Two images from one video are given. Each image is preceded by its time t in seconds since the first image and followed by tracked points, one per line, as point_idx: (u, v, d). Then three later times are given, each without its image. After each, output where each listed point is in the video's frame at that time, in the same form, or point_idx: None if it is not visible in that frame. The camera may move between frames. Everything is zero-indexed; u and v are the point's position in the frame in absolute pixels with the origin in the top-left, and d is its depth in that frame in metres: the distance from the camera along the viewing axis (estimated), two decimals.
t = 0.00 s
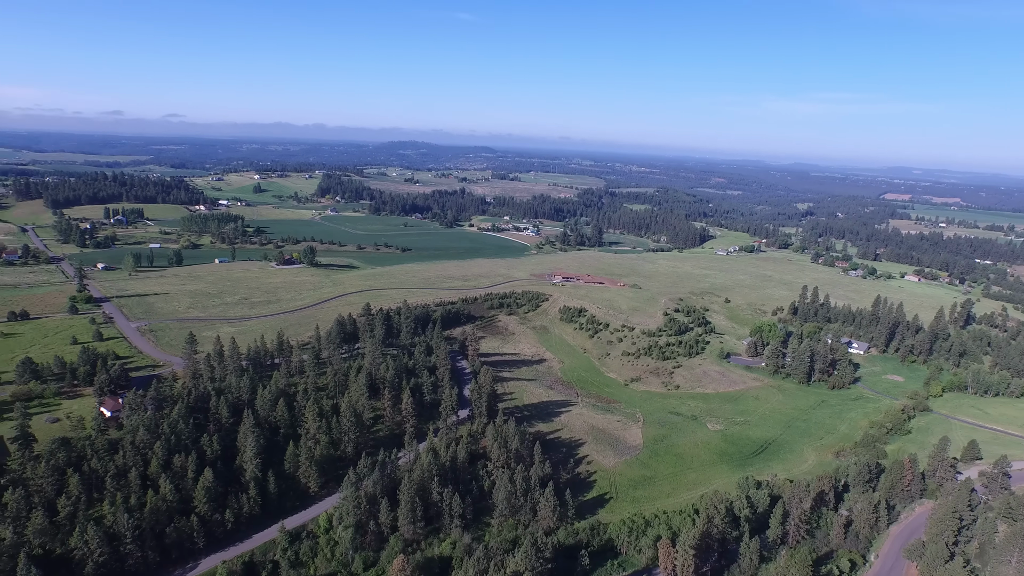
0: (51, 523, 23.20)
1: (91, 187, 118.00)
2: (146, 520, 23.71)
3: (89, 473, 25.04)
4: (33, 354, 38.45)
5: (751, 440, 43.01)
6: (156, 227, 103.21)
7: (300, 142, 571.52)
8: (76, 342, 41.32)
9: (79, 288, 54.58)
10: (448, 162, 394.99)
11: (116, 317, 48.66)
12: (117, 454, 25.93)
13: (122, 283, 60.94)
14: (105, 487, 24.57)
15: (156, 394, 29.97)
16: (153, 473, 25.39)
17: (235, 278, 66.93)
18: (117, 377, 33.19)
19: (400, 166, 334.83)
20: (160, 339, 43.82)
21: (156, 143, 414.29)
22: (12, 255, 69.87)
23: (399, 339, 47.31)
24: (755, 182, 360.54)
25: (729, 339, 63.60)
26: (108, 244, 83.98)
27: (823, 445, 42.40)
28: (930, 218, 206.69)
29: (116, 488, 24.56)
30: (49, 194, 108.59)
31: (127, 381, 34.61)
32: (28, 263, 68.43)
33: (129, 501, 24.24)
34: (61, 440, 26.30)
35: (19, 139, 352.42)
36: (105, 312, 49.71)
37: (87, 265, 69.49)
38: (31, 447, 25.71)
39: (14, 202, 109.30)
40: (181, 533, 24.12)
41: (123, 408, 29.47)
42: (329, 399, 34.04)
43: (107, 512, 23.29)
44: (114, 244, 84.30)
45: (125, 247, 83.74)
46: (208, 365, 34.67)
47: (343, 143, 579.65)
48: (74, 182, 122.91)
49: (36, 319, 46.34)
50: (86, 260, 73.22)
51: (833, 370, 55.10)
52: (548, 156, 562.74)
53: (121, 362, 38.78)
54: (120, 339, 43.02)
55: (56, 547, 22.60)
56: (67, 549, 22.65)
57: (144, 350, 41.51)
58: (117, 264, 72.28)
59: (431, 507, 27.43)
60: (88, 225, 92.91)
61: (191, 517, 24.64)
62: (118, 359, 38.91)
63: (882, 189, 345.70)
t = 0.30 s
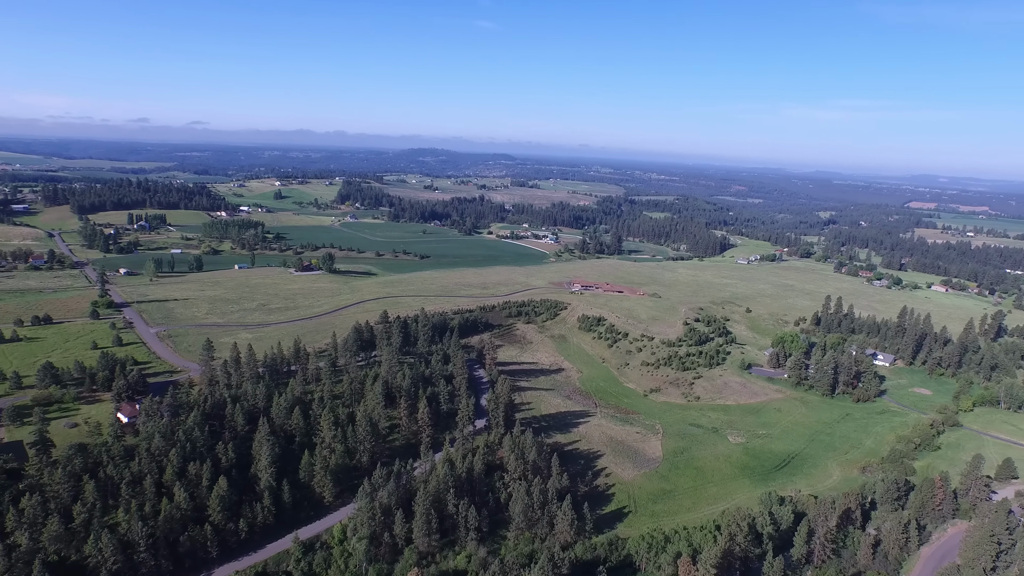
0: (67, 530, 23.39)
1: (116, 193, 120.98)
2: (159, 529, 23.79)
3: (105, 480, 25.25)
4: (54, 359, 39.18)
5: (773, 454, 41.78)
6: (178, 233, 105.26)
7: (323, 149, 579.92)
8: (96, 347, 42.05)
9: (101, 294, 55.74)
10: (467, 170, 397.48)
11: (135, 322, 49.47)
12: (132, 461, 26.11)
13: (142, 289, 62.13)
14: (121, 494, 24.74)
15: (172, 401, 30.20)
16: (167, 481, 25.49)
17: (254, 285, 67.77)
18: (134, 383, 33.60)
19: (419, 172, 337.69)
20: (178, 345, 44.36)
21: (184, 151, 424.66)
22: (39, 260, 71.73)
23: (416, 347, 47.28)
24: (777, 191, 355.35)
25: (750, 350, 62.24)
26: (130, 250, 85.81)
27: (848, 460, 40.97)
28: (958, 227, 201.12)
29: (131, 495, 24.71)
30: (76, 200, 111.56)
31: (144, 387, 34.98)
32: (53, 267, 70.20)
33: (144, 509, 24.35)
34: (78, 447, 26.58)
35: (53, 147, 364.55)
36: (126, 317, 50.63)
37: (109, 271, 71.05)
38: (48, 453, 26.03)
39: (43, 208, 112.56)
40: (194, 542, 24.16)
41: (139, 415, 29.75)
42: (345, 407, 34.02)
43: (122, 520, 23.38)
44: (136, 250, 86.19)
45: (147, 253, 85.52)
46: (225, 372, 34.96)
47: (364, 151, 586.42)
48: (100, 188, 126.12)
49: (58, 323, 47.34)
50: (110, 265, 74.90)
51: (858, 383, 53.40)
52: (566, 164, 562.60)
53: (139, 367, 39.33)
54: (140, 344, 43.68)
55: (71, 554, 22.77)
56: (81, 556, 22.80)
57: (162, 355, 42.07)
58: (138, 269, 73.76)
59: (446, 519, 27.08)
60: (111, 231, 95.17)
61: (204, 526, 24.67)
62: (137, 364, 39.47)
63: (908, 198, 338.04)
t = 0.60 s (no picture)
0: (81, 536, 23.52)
1: (138, 199, 123.57)
2: (171, 537, 23.82)
3: (119, 487, 25.38)
4: (72, 363, 39.79)
5: (795, 468, 40.58)
6: (198, 238, 107.03)
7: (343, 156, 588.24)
8: (114, 352, 42.66)
9: (121, 299, 56.78)
10: (484, 177, 399.49)
11: (153, 327, 50.20)
12: (146, 468, 26.22)
13: (160, 294, 63.27)
14: (134, 501, 24.84)
15: (187, 408, 30.35)
16: (180, 489, 25.55)
17: (271, 291, 68.48)
18: (149, 389, 33.88)
19: (437, 179, 340.26)
20: (194, 351, 44.78)
21: (208, 158, 434.20)
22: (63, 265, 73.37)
23: (432, 356, 47.16)
24: (798, 199, 349.90)
25: (770, 360, 60.87)
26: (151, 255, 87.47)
27: (874, 476, 39.57)
28: (987, 236, 195.61)
29: (145, 503, 24.81)
30: (100, 206, 114.20)
31: (159, 393, 35.27)
32: (76, 272, 71.72)
33: (156, 517, 24.41)
34: (93, 453, 26.79)
35: (84, 155, 375.86)
36: (144, 323, 51.40)
37: (130, 276, 72.41)
38: (64, 458, 26.30)
39: (68, 214, 115.45)
40: (206, 552, 24.19)
41: (154, 421, 29.95)
42: (360, 416, 33.94)
43: (134, 528, 23.45)
44: (157, 255, 87.84)
45: (167, 258, 87.10)
46: (240, 380, 35.12)
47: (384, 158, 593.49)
48: (124, 194, 128.98)
49: (78, 328, 48.23)
50: (130, 271, 76.35)
51: (882, 395, 51.74)
52: (584, 171, 561.92)
53: (155, 373, 39.72)
54: (157, 350, 44.24)
55: (84, 561, 22.93)
56: (94, 564, 22.92)
57: (178, 361, 42.49)
58: (158, 275, 75.07)
59: (460, 532, 26.66)
60: (133, 237, 97.13)
61: (217, 535, 24.68)
62: (154, 370, 39.93)
63: (934, 206, 330.18)
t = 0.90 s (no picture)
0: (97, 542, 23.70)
1: (163, 204, 126.54)
2: (186, 545, 23.90)
3: (135, 493, 25.58)
4: (94, 367, 40.54)
5: (821, 484, 39.22)
6: (220, 243, 109.08)
7: (366, 163, 595.92)
8: (135, 356, 43.40)
9: (143, 303, 57.93)
10: (505, 184, 401.49)
11: (175, 332, 51.05)
12: (162, 474, 26.40)
13: (182, 298, 64.47)
14: (150, 507, 25.00)
15: (204, 414, 30.55)
16: (196, 495, 25.65)
17: (291, 296, 69.25)
18: (168, 395, 34.28)
19: (458, 186, 342.82)
20: (214, 356, 45.32)
21: (234, 164, 444.08)
22: (89, 268, 75.24)
23: (451, 364, 47.03)
24: (822, 207, 343.55)
25: (794, 372, 59.30)
26: (174, 260, 89.33)
27: (903, 494, 38.02)
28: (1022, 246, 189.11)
29: (160, 509, 24.94)
30: (126, 211, 117.15)
31: (178, 398, 35.67)
32: (101, 276, 73.50)
33: (171, 524, 24.51)
34: (111, 457, 27.09)
35: (116, 161, 387.68)
36: (165, 327, 52.32)
37: (153, 280, 74.00)
38: (82, 463, 26.62)
39: (96, 218, 118.70)
40: (220, 560, 24.22)
41: (172, 426, 30.21)
42: (377, 424, 33.86)
43: (149, 534, 23.56)
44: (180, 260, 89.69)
45: (190, 263, 88.88)
46: (258, 387, 35.34)
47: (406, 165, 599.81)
48: (150, 200, 132.24)
49: (101, 332, 49.26)
50: (153, 275, 78.00)
51: (912, 410, 49.85)
52: (604, 179, 560.62)
53: (175, 378, 40.25)
54: (177, 355, 44.88)
55: (99, 567, 23.09)
56: (109, 570, 23.07)
57: (198, 366, 43.01)
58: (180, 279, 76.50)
59: (476, 544, 26.24)
60: (157, 241, 99.42)
61: (231, 543, 24.71)
62: (174, 375, 40.45)
63: (965, 215, 320.98)
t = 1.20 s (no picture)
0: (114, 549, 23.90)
1: (191, 211, 129.78)
2: (202, 555, 23.98)
3: (152, 500, 25.78)
4: (117, 372, 41.33)
5: (851, 504, 37.66)
6: (245, 250, 111.22)
7: (390, 171, 603.91)
8: (158, 362, 44.19)
9: (167, 308, 59.14)
10: (527, 192, 402.39)
11: (197, 337, 51.90)
12: (180, 482, 26.57)
13: (205, 304, 65.70)
14: (167, 515, 25.16)
15: (223, 422, 30.76)
16: (212, 504, 25.77)
17: (313, 303, 70.01)
18: (188, 401, 34.68)
19: (481, 194, 345.00)
20: (235, 363, 45.85)
21: (262, 172, 454.66)
22: (116, 274, 77.37)
23: (471, 373, 46.81)
24: (850, 217, 335.78)
25: (823, 386, 57.47)
26: (199, 266, 91.28)
27: (938, 516, 36.22)
28: None
29: (177, 518, 25.09)
30: (154, 217, 120.37)
31: (198, 405, 36.05)
32: (128, 281, 75.46)
33: (188, 532, 24.63)
34: (130, 464, 27.37)
35: (151, 169, 400.28)
36: (188, 333, 53.28)
37: (179, 286, 75.71)
38: (102, 468, 26.92)
39: (126, 224, 122.27)
40: (236, 570, 24.25)
41: (191, 434, 30.46)
42: (396, 434, 33.75)
43: (166, 543, 23.68)
44: (205, 265, 91.70)
45: (214, 269, 90.74)
46: (278, 395, 35.53)
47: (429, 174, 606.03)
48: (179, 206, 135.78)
49: (125, 337, 50.36)
50: (179, 281, 79.71)
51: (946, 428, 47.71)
52: (627, 187, 558.24)
53: (196, 384, 40.75)
54: (199, 360, 45.59)
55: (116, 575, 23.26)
56: None
57: (219, 373, 43.54)
58: (205, 285, 78.06)
59: (494, 560, 25.71)
60: (184, 247, 101.88)
61: (247, 554, 24.73)
62: (195, 381, 40.98)
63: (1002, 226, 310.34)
